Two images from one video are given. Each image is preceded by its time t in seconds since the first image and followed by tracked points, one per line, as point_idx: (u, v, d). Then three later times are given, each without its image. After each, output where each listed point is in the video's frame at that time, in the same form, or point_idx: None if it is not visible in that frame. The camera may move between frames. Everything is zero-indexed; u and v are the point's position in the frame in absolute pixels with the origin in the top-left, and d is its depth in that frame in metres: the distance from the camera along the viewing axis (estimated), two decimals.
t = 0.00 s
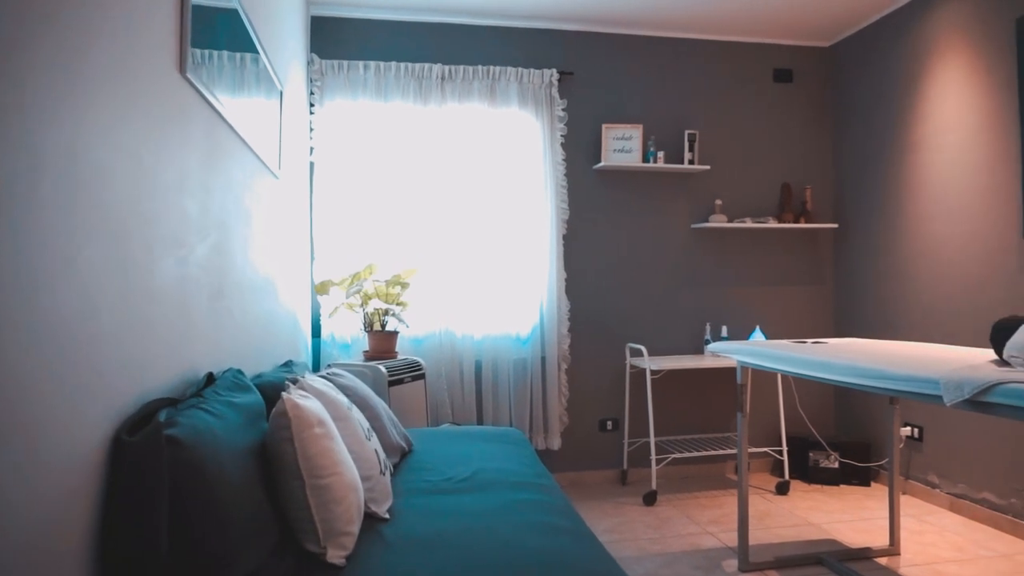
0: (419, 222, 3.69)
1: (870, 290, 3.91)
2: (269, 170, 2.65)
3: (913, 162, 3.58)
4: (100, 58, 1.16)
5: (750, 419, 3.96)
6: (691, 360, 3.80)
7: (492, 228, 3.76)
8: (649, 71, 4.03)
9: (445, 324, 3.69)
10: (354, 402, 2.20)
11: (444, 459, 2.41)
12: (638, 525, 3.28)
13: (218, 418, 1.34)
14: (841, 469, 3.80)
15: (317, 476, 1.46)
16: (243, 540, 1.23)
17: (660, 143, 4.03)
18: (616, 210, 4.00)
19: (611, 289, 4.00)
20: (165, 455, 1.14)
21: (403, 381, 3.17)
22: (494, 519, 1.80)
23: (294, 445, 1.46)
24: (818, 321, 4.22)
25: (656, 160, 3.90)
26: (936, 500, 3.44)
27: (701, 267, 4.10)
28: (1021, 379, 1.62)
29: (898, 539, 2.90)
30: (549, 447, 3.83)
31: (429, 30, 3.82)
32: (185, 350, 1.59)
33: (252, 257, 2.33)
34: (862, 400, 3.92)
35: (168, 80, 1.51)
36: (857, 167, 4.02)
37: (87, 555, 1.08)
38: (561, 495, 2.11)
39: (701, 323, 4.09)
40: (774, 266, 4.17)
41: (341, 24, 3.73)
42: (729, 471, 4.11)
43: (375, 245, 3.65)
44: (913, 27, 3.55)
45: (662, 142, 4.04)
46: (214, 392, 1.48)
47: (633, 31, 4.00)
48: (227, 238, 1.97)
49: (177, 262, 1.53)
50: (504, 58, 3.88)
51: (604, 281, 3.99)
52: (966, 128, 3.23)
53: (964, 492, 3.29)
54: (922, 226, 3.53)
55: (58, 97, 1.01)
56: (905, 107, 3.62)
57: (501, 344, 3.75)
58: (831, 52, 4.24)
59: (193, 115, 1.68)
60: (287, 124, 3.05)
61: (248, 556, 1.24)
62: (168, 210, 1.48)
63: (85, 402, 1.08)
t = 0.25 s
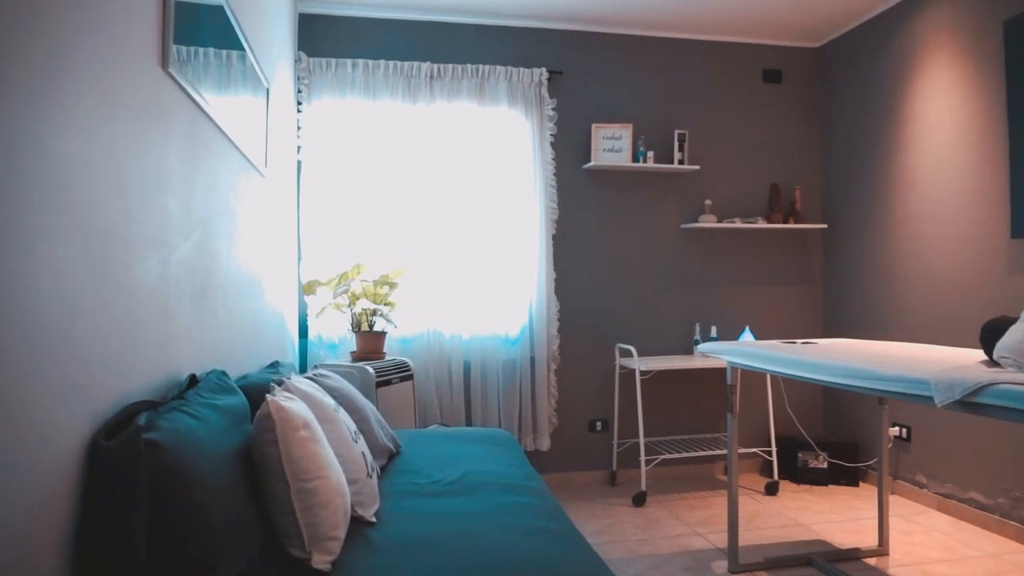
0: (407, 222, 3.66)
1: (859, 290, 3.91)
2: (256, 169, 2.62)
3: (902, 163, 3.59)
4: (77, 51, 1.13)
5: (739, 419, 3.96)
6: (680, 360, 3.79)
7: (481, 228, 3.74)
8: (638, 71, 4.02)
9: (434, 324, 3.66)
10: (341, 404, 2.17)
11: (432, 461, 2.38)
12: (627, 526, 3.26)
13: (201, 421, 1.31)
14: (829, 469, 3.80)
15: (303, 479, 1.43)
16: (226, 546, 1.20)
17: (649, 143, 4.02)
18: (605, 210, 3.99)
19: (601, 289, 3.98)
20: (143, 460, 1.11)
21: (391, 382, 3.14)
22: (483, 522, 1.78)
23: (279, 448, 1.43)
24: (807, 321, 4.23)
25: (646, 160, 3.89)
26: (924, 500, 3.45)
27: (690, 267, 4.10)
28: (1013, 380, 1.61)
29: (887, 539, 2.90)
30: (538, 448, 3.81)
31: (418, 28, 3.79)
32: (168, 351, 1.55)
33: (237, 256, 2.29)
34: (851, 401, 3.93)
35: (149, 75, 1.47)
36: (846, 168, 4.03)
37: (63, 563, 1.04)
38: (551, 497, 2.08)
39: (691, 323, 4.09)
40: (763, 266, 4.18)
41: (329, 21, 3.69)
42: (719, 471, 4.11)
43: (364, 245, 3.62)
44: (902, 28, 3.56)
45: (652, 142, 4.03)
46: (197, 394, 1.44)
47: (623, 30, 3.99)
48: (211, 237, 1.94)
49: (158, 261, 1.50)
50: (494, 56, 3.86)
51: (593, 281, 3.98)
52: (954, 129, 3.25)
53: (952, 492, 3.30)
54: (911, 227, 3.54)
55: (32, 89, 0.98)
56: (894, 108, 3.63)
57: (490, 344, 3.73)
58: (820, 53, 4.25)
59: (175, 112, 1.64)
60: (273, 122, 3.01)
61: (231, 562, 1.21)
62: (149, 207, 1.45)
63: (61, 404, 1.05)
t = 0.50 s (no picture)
0: (395, 221, 3.63)
1: (847, 291, 3.92)
2: (241, 167, 2.58)
3: (890, 164, 3.60)
4: (58, 44, 1.10)
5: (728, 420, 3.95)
6: (670, 361, 3.79)
7: (470, 227, 3.71)
8: (628, 70, 4.01)
9: (422, 325, 3.63)
10: (328, 405, 2.14)
11: (420, 463, 2.36)
12: (616, 527, 3.25)
13: (182, 424, 1.28)
14: (818, 469, 3.81)
15: (288, 484, 1.40)
16: (209, 554, 1.17)
17: (639, 143, 4.01)
18: (594, 209, 3.97)
19: (590, 289, 3.97)
20: (121, 466, 1.07)
21: (379, 383, 3.11)
22: (471, 525, 1.76)
23: (263, 452, 1.40)
24: (796, 321, 4.23)
25: (635, 160, 3.88)
26: (912, 500, 3.46)
27: (679, 267, 4.09)
28: (1003, 381, 1.61)
29: (876, 539, 2.91)
30: (527, 449, 3.79)
31: (407, 26, 3.76)
32: (149, 353, 1.52)
33: (222, 256, 2.26)
34: (839, 401, 3.94)
35: (130, 70, 1.44)
36: (834, 169, 4.04)
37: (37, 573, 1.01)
38: (540, 499, 2.06)
39: (680, 323, 4.08)
40: (752, 267, 4.18)
41: (316, 19, 3.65)
42: (707, 472, 4.11)
43: (351, 244, 3.58)
44: (890, 30, 3.57)
45: (641, 141, 4.03)
46: (179, 397, 1.41)
47: (612, 30, 3.98)
48: (195, 236, 1.90)
49: (140, 261, 1.46)
50: (482, 55, 3.84)
51: (583, 281, 3.96)
52: (942, 130, 3.26)
53: (940, 492, 3.31)
54: (899, 228, 3.55)
55: (11, 82, 0.95)
56: (882, 109, 3.64)
57: (479, 345, 3.70)
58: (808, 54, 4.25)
59: (157, 108, 1.60)
60: (260, 120, 2.98)
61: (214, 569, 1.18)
62: (131, 205, 1.41)
63: (38, 407, 1.02)
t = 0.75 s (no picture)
0: (383, 221, 3.60)
1: (835, 291, 3.93)
2: (227, 165, 2.54)
3: (879, 165, 3.61)
4: (30, 35, 1.07)
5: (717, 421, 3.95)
6: (659, 361, 3.78)
7: (458, 227, 3.69)
8: (617, 70, 4.00)
9: (410, 325, 3.60)
10: (313, 407, 2.11)
11: (408, 466, 2.33)
12: (605, 529, 3.23)
13: (163, 428, 1.24)
14: (806, 470, 3.81)
15: (271, 488, 1.37)
16: (190, 561, 1.14)
17: (628, 143, 4.01)
18: (584, 209, 3.96)
19: (579, 289, 3.96)
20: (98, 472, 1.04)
21: (366, 384, 3.08)
22: (459, 528, 1.73)
23: (247, 456, 1.36)
24: (784, 322, 4.24)
25: (625, 160, 3.87)
26: (899, 500, 3.47)
27: (669, 268, 4.08)
28: (994, 382, 1.60)
29: (864, 540, 2.91)
30: (515, 451, 3.76)
31: (395, 24, 3.73)
32: (129, 354, 1.49)
33: (207, 255, 2.22)
34: (828, 401, 3.95)
35: (109, 63, 1.40)
36: (823, 169, 4.05)
37: None
38: (529, 502, 2.04)
39: (669, 324, 4.07)
40: (741, 267, 4.18)
41: (304, 17, 3.62)
42: (696, 472, 4.10)
43: (338, 244, 3.55)
44: (879, 31, 3.58)
45: (631, 141, 4.02)
46: (160, 399, 1.38)
47: (602, 29, 3.97)
48: (178, 235, 1.87)
49: (119, 260, 1.43)
50: (472, 54, 3.81)
51: (572, 281, 3.95)
52: (931, 131, 3.27)
53: (927, 492, 3.33)
54: (887, 229, 3.56)
55: None
56: (871, 109, 3.65)
57: (467, 345, 3.68)
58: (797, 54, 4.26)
59: (137, 103, 1.56)
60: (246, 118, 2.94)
61: None
62: (109, 202, 1.38)
63: (6, 413, 0.98)
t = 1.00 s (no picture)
0: (371, 220, 3.57)
1: (823, 292, 3.94)
2: (212, 163, 2.50)
3: (867, 166, 3.62)
4: (8, 27, 1.04)
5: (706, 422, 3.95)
6: (648, 362, 3.77)
7: (447, 227, 3.66)
8: (607, 69, 3.99)
9: (397, 325, 3.57)
10: (299, 410, 2.08)
11: (396, 468, 2.30)
12: (594, 531, 3.22)
13: (143, 432, 1.21)
14: (794, 470, 3.82)
15: (256, 493, 1.34)
16: (171, 568, 1.11)
17: (618, 143, 4.00)
18: (573, 209, 3.95)
19: (568, 290, 3.94)
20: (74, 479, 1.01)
21: (353, 385, 3.04)
22: (448, 531, 1.71)
23: (230, 460, 1.33)
24: (772, 322, 4.24)
25: (614, 160, 3.86)
26: (887, 500, 3.48)
27: (658, 268, 4.08)
28: (985, 383, 1.60)
29: (853, 540, 2.91)
30: (504, 452, 3.74)
31: (383, 22, 3.69)
32: (110, 356, 1.45)
33: (191, 255, 2.18)
34: (815, 402, 3.96)
35: (90, 58, 1.36)
36: (811, 170, 4.06)
37: None
38: (518, 504, 2.02)
39: (658, 324, 4.07)
40: (730, 268, 4.18)
41: (290, 14, 3.58)
42: (685, 473, 4.10)
43: (325, 244, 3.51)
44: (867, 32, 3.59)
45: (620, 141, 4.01)
46: (140, 402, 1.34)
47: (591, 28, 3.96)
48: (161, 234, 1.83)
49: (100, 259, 1.39)
50: (460, 53, 3.79)
51: (561, 282, 3.93)
52: (919, 132, 3.28)
53: (914, 492, 3.34)
54: (875, 230, 3.57)
55: None
56: (859, 111, 3.66)
57: (455, 346, 3.65)
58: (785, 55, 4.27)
59: (117, 98, 1.52)
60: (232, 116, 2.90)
61: None
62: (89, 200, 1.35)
63: None
